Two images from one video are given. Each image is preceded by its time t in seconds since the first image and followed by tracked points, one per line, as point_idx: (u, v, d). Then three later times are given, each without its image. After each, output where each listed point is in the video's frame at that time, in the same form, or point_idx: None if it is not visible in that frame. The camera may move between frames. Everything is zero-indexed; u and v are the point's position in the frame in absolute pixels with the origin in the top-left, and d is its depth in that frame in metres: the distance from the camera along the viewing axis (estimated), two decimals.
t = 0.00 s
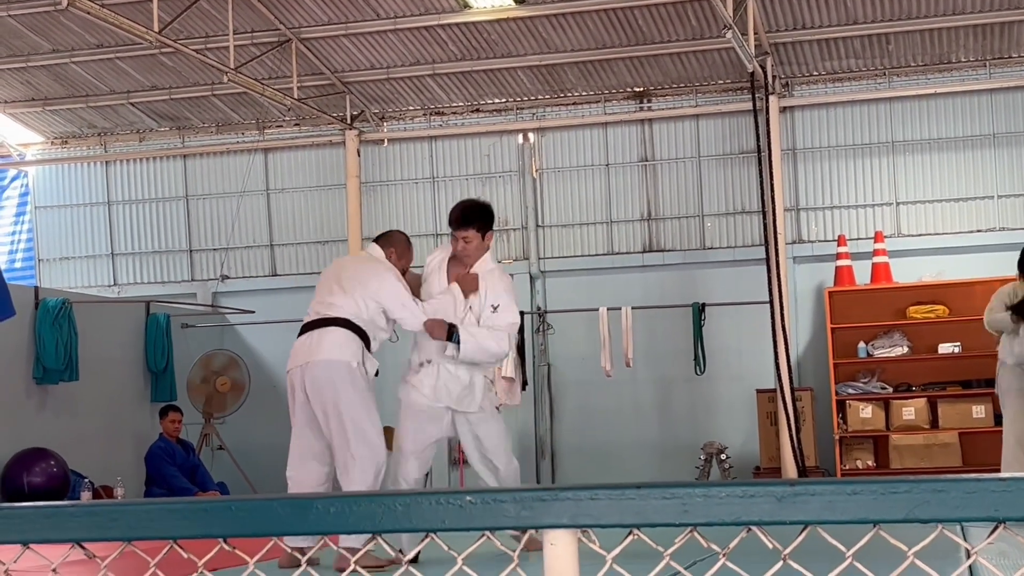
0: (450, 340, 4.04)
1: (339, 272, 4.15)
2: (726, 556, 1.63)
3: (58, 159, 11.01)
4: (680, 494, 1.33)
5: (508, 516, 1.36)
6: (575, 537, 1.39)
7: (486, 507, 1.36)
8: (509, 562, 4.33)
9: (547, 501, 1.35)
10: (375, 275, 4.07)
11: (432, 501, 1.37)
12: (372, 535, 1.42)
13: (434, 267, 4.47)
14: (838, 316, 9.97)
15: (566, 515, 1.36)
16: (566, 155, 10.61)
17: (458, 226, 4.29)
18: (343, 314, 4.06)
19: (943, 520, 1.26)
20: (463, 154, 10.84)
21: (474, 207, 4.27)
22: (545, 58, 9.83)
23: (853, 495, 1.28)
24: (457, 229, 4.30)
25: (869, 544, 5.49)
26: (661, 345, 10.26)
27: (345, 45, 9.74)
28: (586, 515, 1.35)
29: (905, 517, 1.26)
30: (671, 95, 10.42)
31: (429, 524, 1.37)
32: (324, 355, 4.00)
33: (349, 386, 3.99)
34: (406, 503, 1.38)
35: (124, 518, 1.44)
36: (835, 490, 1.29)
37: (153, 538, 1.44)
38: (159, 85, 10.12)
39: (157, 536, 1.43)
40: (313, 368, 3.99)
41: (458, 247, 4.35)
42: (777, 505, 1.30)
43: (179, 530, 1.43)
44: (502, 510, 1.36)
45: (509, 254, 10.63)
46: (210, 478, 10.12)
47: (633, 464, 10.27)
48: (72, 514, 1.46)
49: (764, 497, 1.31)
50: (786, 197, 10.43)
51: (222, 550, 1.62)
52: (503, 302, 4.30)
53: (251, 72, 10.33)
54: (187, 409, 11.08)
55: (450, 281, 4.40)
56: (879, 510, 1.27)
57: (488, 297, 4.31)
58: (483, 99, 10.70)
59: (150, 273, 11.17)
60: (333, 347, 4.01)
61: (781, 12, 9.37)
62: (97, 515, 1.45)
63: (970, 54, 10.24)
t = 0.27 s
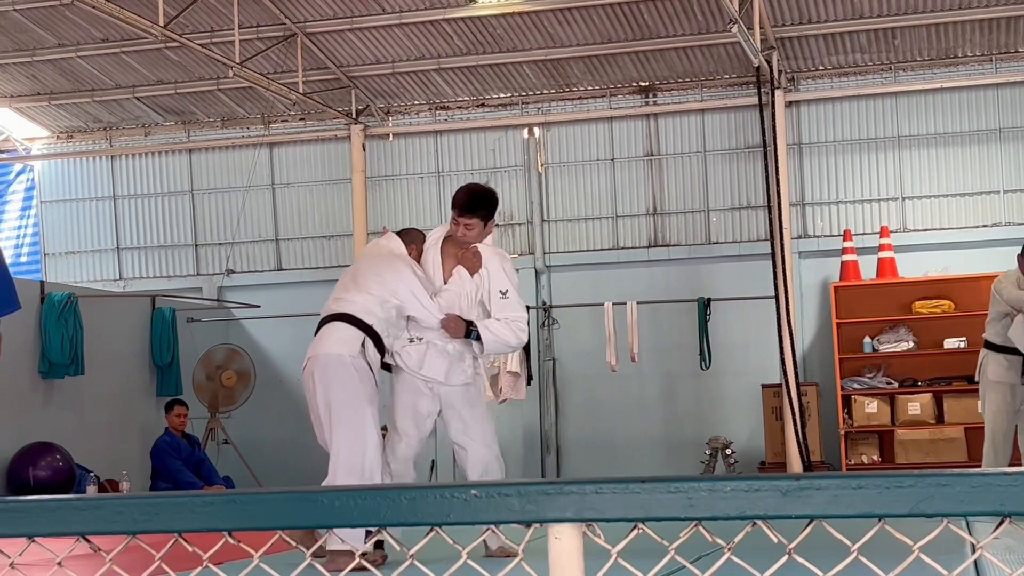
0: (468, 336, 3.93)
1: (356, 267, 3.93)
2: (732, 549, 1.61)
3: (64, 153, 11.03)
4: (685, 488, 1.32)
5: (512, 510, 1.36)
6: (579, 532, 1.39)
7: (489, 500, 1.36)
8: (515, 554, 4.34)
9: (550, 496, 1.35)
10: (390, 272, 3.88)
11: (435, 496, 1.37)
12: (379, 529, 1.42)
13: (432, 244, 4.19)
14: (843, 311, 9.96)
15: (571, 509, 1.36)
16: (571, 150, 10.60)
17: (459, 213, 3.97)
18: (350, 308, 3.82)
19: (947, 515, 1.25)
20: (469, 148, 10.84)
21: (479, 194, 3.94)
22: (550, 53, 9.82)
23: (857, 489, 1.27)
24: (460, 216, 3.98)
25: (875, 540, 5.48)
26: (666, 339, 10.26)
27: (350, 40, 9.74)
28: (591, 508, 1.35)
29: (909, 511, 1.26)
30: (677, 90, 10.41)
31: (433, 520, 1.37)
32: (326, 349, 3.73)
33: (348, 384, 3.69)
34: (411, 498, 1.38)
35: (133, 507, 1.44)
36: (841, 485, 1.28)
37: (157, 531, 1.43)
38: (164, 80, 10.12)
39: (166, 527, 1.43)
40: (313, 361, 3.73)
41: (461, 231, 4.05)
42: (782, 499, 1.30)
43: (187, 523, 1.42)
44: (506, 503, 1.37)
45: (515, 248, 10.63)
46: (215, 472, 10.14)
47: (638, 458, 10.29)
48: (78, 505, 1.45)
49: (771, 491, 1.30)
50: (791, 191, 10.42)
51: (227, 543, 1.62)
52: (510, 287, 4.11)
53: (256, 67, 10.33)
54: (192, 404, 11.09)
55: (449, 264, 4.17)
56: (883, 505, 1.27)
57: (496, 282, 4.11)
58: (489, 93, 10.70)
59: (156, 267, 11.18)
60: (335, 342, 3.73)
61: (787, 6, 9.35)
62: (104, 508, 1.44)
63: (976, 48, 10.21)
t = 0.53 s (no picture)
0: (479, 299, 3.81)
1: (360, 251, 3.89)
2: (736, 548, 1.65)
3: (69, 148, 11.03)
4: (691, 486, 1.37)
5: (521, 507, 1.41)
6: (587, 529, 1.45)
7: (499, 498, 1.42)
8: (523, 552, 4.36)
9: (558, 493, 1.40)
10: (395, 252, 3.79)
11: (444, 493, 1.43)
12: (387, 525, 1.48)
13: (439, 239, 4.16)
14: (848, 308, 9.98)
15: (579, 507, 1.41)
16: (576, 146, 10.59)
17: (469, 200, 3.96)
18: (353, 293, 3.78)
19: (953, 512, 1.30)
20: (474, 144, 10.82)
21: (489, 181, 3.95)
22: (556, 49, 9.82)
23: (865, 488, 1.32)
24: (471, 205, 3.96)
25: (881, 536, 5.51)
26: (671, 336, 10.27)
27: (356, 36, 9.72)
28: (598, 506, 1.40)
29: (917, 510, 1.30)
30: (683, 86, 10.40)
31: (443, 515, 1.43)
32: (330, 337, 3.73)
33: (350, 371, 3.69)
34: (421, 494, 1.43)
35: (139, 504, 1.49)
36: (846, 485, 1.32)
37: (166, 528, 1.48)
38: (169, 75, 10.11)
39: (173, 524, 1.48)
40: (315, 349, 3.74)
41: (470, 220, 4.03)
42: (790, 497, 1.34)
43: (194, 520, 1.47)
44: (515, 501, 1.42)
45: (520, 245, 10.62)
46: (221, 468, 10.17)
47: (642, 455, 10.30)
48: (86, 503, 1.51)
49: (777, 490, 1.35)
50: (797, 188, 10.41)
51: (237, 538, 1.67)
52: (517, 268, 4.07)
53: (261, 63, 10.32)
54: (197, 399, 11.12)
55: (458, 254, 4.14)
56: (893, 503, 1.31)
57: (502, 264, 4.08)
58: (494, 89, 10.69)
59: (161, 263, 11.19)
60: (336, 329, 3.74)
61: (793, 2, 9.34)
62: (110, 504, 1.50)
63: (982, 44, 10.20)
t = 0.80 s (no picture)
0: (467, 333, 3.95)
1: (372, 240, 3.85)
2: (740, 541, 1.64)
3: (73, 144, 11.05)
4: (694, 478, 1.38)
5: (522, 499, 1.41)
6: (590, 521, 1.44)
7: (500, 490, 1.42)
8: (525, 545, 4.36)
9: (560, 486, 1.40)
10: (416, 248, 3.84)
11: (445, 485, 1.43)
12: (387, 518, 1.47)
13: (440, 241, 4.15)
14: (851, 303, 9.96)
15: (581, 500, 1.40)
16: (579, 141, 10.59)
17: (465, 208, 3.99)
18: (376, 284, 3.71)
19: (958, 504, 1.30)
20: (477, 140, 10.82)
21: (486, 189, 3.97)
22: (558, 44, 9.81)
23: (867, 480, 1.34)
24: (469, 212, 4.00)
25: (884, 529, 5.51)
26: (673, 332, 10.26)
27: (358, 31, 9.73)
28: (600, 498, 1.40)
29: (919, 501, 1.32)
30: (685, 81, 10.40)
31: (444, 507, 1.43)
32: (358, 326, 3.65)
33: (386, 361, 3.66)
34: (421, 486, 1.43)
35: (142, 496, 1.50)
36: (851, 475, 1.34)
37: (170, 518, 1.49)
38: (172, 71, 10.12)
39: (179, 515, 1.49)
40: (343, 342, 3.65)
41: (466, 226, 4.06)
42: (792, 489, 1.36)
43: (197, 511, 1.48)
44: (516, 493, 1.42)
45: (523, 240, 10.62)
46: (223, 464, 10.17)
47: (646, 451, 10.30)
48: (89, 496, 1.52)
49: (780, 482, 1.36)
50: (800, 183, 10.40)
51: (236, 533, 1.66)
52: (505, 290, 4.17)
53: (265, 58, 10.33)
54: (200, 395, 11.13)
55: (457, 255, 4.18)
56: (895, 495, 1.33)
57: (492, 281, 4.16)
58: (497, 85, 10.69)
59: (164, 259, 11.20)
60: (367, 319, 3.66)
61: None
62: (113, 497, 1.50)
63: (985, 40, 10.19)
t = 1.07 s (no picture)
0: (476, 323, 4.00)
1: (383, 229, 3.75)
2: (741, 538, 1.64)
3: (74, 141, 11.06)
4: (694, 475, 1.38)
5: (522, 495, 1.42)
6: (590, 518, 1.45)
7: (501, 487, 1.42)
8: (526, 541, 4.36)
9: (562, 482, 1.40)
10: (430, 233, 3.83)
11: (446, 483, 1.43)
12: (388, 515, 1.48)
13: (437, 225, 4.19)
14: (852, 300, 9.96)
15: (582, 497, 1.41)
16: (579, 138, 10.59)
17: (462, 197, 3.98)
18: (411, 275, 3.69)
19: (958, 501, 1.30)
20: (477, 137, 10.82)
21: (483, 179, 3.94)
22: (559, 41, 9.81)
23: (868, 477, 1.34)
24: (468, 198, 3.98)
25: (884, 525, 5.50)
26: (674, 329, 10.25)
27: (359, 29, 9.73)
28: (600, 495, 1.41)
29: (919, 498, 1.31)
30: (686, 78, 10.40)
31: (445, 503, 1.43)
32: (409, 320, 3.65)
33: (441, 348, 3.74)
34: (420, 483, 1.44)
35: (144, 493, 1.50)
36: (850, 472, 1.34)
37: (171, 515, 1.49)
38: (173, 68, 10.13)
39: (178, 512, 1.49)
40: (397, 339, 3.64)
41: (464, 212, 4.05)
42: (792, 486, 1.35)
43: (197, 508, 1.48)
44: (517, 490, 1.42)
45: (523, 237, 10.62)
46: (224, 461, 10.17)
47: (647, 448, 10.29)
48: (88, 493, 1.52)
49: (780, 479, 1.36)
50: (801, 180, 10.40)
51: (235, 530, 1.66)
52: (510, 270, 4.23)
53: (266, 55, 10.34)
54: (201, 392, 11.13)
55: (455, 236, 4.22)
56: (895, 492, 1.33)
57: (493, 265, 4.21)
58: (498, 82, 10.69)
59: (165, 256, 11.20)
60: (416, 312, 3.66)
61: None
62: (114, 493, 1.51)
63: (986, 37, 10.18)
